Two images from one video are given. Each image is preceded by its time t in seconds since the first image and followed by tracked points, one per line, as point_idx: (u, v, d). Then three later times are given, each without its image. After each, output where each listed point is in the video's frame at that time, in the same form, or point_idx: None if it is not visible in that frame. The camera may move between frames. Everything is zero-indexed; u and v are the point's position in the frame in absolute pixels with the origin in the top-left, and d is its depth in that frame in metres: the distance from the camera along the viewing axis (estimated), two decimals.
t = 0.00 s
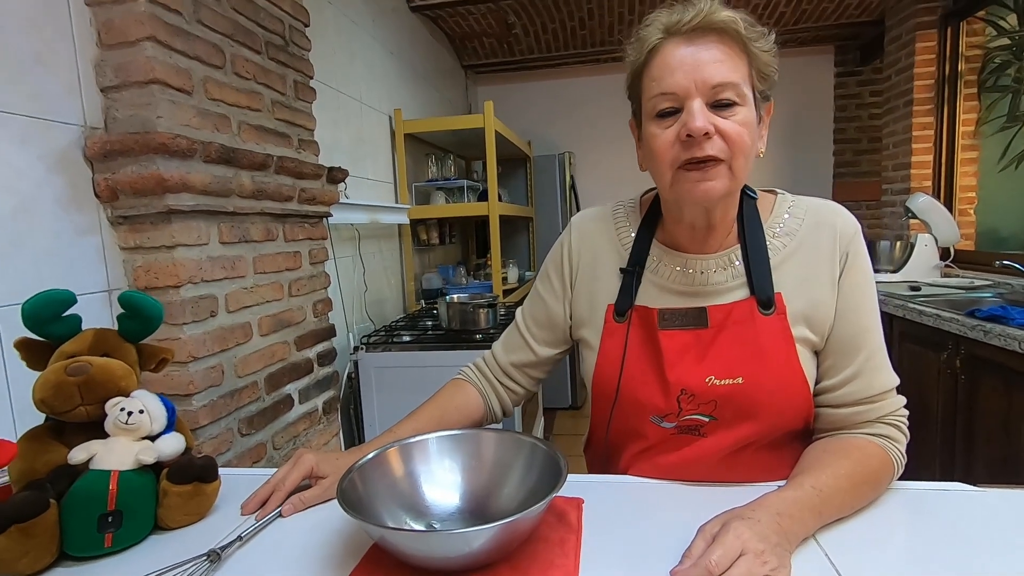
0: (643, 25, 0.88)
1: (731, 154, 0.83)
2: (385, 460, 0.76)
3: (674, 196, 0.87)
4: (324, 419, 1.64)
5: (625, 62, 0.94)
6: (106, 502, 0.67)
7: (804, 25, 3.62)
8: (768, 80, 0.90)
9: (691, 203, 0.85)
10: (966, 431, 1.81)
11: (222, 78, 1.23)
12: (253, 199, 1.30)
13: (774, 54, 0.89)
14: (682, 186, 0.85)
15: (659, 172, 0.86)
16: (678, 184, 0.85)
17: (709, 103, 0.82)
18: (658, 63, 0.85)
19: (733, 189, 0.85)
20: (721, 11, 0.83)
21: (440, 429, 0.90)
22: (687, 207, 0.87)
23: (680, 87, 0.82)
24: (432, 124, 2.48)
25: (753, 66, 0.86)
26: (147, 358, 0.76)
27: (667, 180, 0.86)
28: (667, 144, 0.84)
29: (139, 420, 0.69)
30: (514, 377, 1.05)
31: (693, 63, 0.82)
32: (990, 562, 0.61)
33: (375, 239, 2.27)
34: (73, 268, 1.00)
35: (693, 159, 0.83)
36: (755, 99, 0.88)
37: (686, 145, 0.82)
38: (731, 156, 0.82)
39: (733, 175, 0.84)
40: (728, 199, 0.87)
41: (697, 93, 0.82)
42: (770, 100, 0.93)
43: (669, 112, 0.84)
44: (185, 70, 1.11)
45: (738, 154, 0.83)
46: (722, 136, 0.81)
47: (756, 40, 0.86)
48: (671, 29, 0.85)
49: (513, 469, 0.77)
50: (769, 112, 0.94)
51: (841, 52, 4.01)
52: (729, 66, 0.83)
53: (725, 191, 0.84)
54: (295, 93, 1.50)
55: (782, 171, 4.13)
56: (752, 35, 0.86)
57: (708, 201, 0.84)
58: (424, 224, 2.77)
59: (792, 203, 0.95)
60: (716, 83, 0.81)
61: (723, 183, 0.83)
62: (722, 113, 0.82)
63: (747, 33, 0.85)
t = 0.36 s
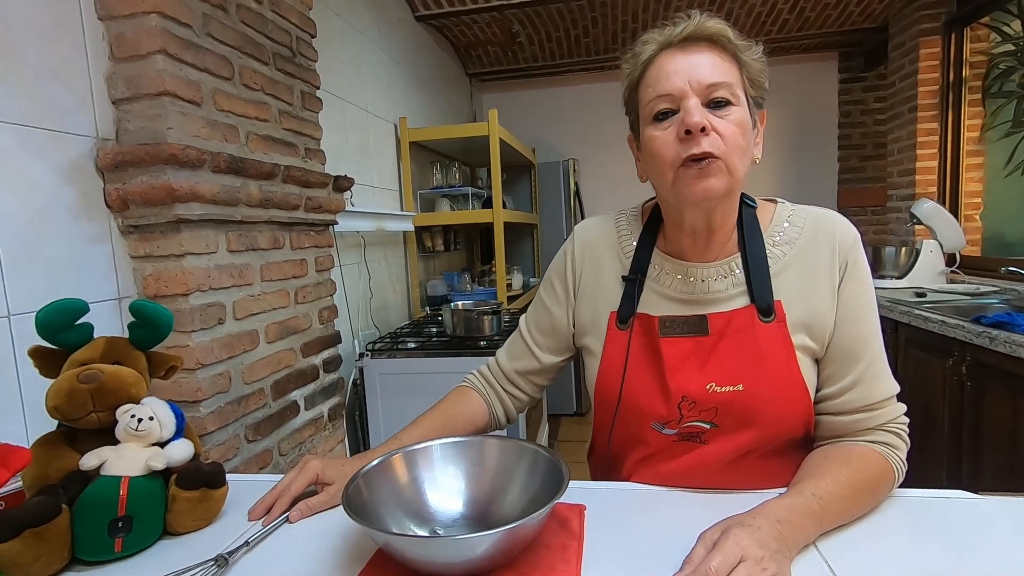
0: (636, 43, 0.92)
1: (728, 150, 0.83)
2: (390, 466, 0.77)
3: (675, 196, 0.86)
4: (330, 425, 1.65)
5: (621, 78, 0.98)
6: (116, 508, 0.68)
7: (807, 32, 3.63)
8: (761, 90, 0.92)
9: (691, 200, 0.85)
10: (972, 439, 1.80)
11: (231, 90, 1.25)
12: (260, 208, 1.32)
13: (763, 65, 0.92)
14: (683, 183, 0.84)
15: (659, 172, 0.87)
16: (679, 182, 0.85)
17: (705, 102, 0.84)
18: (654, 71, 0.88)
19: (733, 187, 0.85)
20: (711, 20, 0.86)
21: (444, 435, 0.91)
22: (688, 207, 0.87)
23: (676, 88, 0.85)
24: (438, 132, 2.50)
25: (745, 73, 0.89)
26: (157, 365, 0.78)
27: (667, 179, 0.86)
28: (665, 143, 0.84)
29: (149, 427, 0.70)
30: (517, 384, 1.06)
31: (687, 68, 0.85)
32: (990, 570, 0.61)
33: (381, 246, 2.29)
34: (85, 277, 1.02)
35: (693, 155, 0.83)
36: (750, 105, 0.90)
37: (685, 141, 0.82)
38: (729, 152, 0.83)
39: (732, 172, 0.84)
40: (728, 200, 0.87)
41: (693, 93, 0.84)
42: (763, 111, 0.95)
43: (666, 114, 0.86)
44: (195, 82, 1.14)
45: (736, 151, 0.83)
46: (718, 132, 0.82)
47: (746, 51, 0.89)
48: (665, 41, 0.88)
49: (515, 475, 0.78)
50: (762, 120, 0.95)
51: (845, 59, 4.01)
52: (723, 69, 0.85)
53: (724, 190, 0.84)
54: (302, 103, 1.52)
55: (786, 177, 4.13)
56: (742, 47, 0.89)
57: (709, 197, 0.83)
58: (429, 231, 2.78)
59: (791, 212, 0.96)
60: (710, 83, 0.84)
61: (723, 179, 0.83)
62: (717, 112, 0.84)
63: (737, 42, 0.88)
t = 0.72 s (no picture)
0: (634, 49, 0.92)
1: (731, 157, 0.83)
2: (393, 470, 0.77)
3: (678, 206, 0.86)
4: (333, 429, 1.65)
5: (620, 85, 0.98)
6: (120, 511, 0.68)
7: (811, 36, 3.63)
8: (763, 89, 0.92)
9: (696, 210, 0.85)
10: (981, 444, 1.78)
11: (236, 94, 1.26)
12: (265, 212, 1.32)
13: (764, 64, 0.92)
14: (686, 193, 0.84)
15: (662, 183, 0.87)
16: (682, 193, 0.85)
17: (704, 110, 0.84)
18: (652, 79, 0.87)
19: (738, 194, 0.84)
20: (708, 23, 0.86)
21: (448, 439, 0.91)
22: (693, 216, 0.87)
23: (674, 97, 0.84)
24: (442, 136, 2.51)
25: (745, 74, 0.88)
26: (161, 369, 0.78)
27: (670, 190, 0.86)
28: (667, 153, 0.85)
29: (153, 430, 0.71)
30: (521, 389, 1.06)
31: (686, 74, 0.84)
32: None
33: (385, 250, 2.30)
34: (90, 281, 1.02)
35: (695, 165, 0.83)
36: (752, 107, 0.90)
37: (686, 151, 0.82)
38: (732, 159, 0.83)
39: (737, 179, 0.84)
40: (734, 206, 0.86)
41: (692, 101, 0.84)
42: (767, 109, 0.94)
43: (666, 123, 0.86)
44: (200, 87, 1.14)
45: (739, 157, 0.83)
46: (720, 139, 0.82)
47: (745, 51, 0.89)
48: (662, 47, 0.88)
49: (519, 479, 0.78)
50: (767, 119, 0.95)
51: (850, 62, 4.00)
52: (722, 74, 0.85)
53: (730, 196, 0.84)
54: (306, 107, 1.53)
55: (791, 180, 4.12)
56: (740, 47, 0.88)
57: (713, 206, 0.83)
58: (433, 235, 2.79)
59: (800, 214, 0.95)
60: (709, 90, 0.84)
61: (728, 186, 0.83)
62: (718, 119, 0.84)
63: (735, 44, 0.88)
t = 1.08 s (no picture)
0: (646, 44, 0.89)
1: (743, 169, 0.83)
2: (397, 469, 0.77)
3: (687, 214, 0.87)
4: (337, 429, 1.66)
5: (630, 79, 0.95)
6: (124, 509, 0.68)
7: (815, 36, 3.62)
8: (777, 89, 0.90)
9: (705, 220, 0.85)
10: (986, 445, 1.77)
11: (240, 94, 1.26)
12: (269, 211, 1.32)
13: (781, 64, 0.90)
14: (696, 204, 0.85)
15: (671, 191, 0.87)
16: (691, 203, 0.85)
17: (718, 119, 0.82)
18: (663, 83, 0.86)
19: (747, 205, 0.85)
20: (726, 24, 0.83)
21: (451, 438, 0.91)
22: (701, 225, 0.87)
23: (687, 105, 0.83)
24: (445, 137, 2.51)
25: (761, 77, 0.87)
26: (166, 367, 0.78)
27: (679, 199, 0.86)
28: (678, 163, 0.84)
29: (157, 428, 0.70)
30: (525, 389, 1.06)
31: (700, 79, 0.82)
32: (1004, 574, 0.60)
33: (388, 250, 2.30)
34: (95, 280, 1.02)
35: (705, 177, 0.83)
36: (766, 111, 0.88)
37: (697, 163, 0.82)
38: (744, 172, 0.82)
39: (747, 191, 0.84)
40: (743, 215, 0.87)
41: (706, 109, 0.82)
42: (780, 109, 0.93)
43: (677, 129, 0.85)
44: (205, 87, 1.14)
45: (752, 169, 0.83)
46: (733, 152, 0.81)
47: (763, 51, 0.86)
48: (675, 46, 0.85)
49: (523, 478, 0.78)
50: (780, 119, 0.94)
51: (854, 63, 3.99)
52: (737, 80, 0.83)
53: (739, 209, 0.84)
54: (310, 107, 1.53)
55: (795, 181, 4.11)
56: (758, 47, 0.86)
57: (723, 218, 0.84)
58: (437, 235, 2.79)
59: (808, 214, 0.94)
60: (725, 98, 0.82)
61: (738, 199, 0.84)
62: (732, 128, 0.83)
63: (753, 45, 0.85)
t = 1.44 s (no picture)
0: (648, 41, 0.88)
1: (743, 172, 0.82)
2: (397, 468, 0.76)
3: (685, 217, 0.87)
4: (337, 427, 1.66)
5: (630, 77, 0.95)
6: (124, 506, 0.68)
7: (817, 36, 3.62)
8: (779, 89, 0.90)
9: (704, 224, 0.85)
10: (987, 446, 1.77)
11: (241, 92, 1.26)
12: (269, 210, 1.32)
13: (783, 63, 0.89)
14: (694, 207, 0.84)
15: (670, 193, 0.86)
16: (690, 206, 0.85)
17: (719, 119, 0.82)
18: (664, 81, 0.85)
19: (747, 209, 0.85)
20: (729, 23, 0.83)
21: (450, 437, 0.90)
22: (700, 227, 0.87)
23: (688, 105, 0.82)
24: (446, 136, 2.51)
25: (763, 77, 0.86)
26: (166, 365, 0.78)
27: (678, 200, 0.86)
28: (677, 163, 0.83)
29: (157, 426, 0.70)
30: (524, 388, 1.06)
31: (701, 78, 0.82)
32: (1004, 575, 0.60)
33: (389, 249, 2.30)
34: (96, 278, 1.02)
35: (704, 180, 0.83)
36: (767, 110, 0.88)
37: (697, 164, 0.81)
38: (744, 175, 0.82)
39: (747, 194, 0.84)
40: (742, 218, 0.86)
41: (707, 110, 0.82)
42: (782, 110, 0.93)
43: (677, 129, 0.84)
44: (206, 85, 1.14)
45: (752, 173, 0.83)
46: (734, 154, 0.81)
47: (765, 51, 0.86)
48: (676, 43, 0.85)
49: (523, 477, 0.77)
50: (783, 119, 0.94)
51: (855, 63, 3.99)
52: (739, 80, 0.82)
53: (738, 216, 0.84)
54: (311, 106, 1.53)
55: (796, 181, 4.10)
56: (761, 46, 0.85)
57: (722, 223, 0.84)
58: (437, 234, 2.79)
59: (808, 213, 0.94)
60: (726, 99, 0.81)
61: (737, 202, 0.83)
62: (733, 129, 0.82)
63: (756, 44, 0.84)
